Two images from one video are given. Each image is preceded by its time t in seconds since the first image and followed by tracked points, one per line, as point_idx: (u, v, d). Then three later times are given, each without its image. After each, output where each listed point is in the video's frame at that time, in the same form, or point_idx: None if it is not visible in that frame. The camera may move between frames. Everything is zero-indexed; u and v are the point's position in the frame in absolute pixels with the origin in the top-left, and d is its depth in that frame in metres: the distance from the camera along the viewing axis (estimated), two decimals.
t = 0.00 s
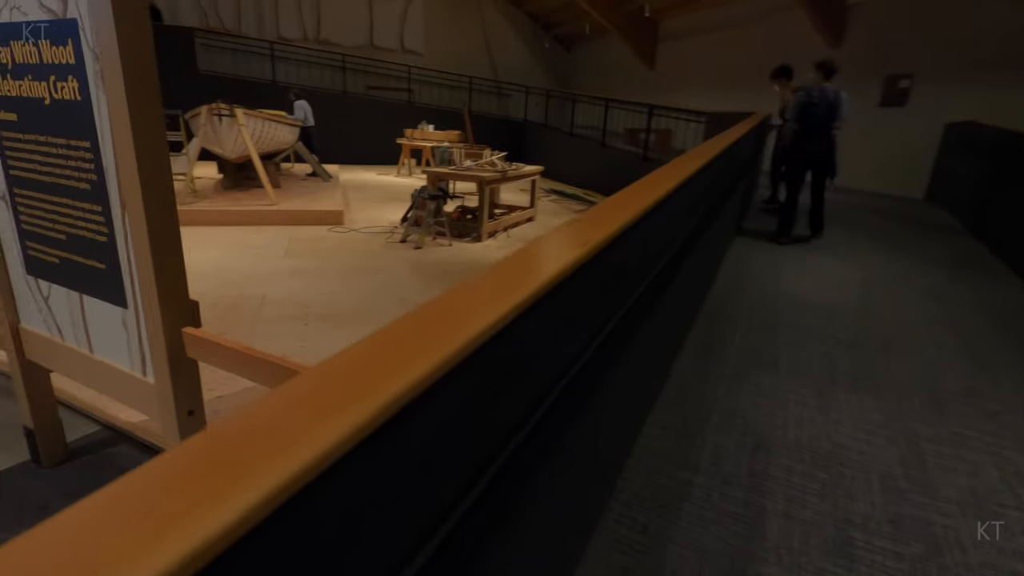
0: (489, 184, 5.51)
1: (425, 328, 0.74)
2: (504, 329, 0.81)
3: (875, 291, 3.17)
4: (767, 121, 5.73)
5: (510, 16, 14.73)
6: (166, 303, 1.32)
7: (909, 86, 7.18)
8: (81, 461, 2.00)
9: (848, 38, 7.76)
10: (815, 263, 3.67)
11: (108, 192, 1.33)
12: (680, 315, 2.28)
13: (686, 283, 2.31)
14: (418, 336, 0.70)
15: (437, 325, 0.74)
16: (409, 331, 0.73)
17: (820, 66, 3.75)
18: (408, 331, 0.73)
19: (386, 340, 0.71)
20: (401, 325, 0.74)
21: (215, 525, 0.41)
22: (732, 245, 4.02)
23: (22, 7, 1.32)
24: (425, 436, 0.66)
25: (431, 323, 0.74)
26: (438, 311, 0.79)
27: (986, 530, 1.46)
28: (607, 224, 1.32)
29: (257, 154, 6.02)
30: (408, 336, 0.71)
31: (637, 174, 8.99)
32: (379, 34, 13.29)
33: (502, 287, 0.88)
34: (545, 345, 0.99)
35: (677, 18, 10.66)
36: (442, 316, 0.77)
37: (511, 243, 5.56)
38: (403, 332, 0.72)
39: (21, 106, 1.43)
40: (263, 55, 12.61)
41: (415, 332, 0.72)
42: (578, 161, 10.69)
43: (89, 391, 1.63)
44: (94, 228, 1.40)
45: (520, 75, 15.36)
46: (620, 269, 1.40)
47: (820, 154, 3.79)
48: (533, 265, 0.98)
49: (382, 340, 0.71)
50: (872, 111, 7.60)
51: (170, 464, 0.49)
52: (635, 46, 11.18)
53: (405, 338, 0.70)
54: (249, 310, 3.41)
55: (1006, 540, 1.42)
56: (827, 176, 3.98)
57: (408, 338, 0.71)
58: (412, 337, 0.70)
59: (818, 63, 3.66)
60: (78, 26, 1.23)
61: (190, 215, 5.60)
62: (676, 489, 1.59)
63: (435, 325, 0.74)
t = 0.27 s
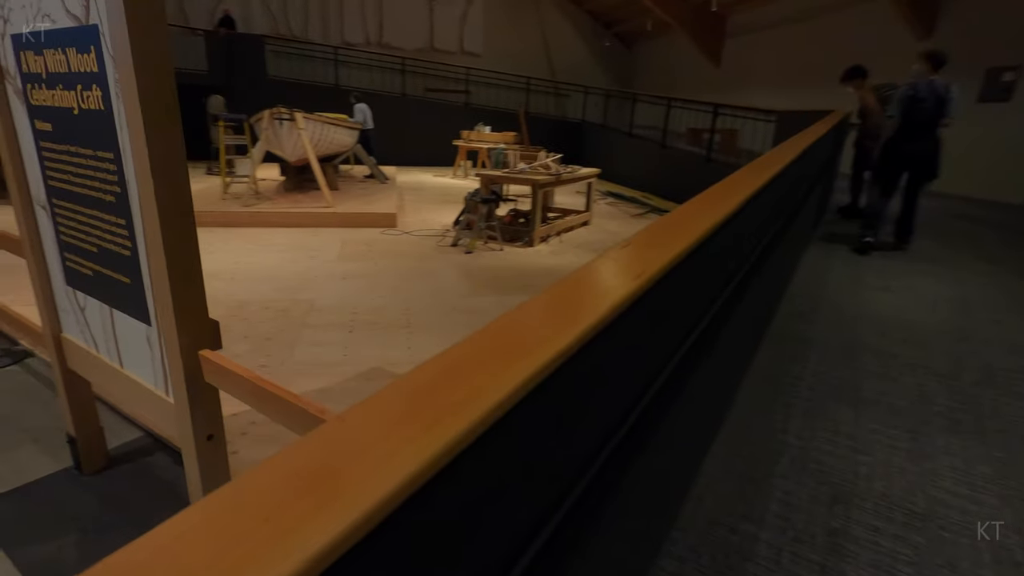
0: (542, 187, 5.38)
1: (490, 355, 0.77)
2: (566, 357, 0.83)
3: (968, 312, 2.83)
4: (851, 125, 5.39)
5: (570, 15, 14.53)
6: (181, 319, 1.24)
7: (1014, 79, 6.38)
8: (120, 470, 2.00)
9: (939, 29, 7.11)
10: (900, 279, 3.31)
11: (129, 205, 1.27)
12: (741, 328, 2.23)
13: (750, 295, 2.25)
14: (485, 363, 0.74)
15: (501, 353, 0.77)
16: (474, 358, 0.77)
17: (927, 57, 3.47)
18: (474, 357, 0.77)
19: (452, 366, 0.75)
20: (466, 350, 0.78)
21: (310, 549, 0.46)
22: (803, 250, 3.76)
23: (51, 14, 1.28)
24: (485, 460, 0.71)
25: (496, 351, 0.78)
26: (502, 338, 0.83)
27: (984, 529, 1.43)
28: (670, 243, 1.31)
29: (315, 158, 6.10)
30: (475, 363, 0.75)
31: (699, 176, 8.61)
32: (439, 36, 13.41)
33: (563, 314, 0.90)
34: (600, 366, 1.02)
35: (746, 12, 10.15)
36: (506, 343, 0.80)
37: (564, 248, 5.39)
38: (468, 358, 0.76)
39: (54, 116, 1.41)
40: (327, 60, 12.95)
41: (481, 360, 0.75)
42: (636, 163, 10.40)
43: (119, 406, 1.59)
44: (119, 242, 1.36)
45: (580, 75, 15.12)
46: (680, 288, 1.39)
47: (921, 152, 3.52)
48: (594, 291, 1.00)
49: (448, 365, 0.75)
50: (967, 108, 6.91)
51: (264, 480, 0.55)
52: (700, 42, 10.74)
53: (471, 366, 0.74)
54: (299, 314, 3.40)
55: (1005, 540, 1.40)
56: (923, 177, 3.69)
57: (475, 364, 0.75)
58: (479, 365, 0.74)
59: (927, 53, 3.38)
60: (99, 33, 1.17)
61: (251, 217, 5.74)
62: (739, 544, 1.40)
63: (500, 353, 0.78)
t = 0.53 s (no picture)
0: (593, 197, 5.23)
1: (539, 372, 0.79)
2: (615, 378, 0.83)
3: None
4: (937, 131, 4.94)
5: (632, 22, 14.28)
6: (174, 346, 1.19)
7: None
8: (138, 478, 1.98)
9: None
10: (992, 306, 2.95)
11: (132, 217, 1.23)
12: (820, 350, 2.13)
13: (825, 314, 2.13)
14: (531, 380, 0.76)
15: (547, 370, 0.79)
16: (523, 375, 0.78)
17: None
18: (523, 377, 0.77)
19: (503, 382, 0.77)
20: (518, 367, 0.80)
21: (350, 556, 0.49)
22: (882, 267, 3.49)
23: (67, 20, 1.25)
24: (534, 477, 0.72)
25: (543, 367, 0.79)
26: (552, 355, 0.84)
27: (984, 529, 1.46)
28: (735, 257, 1.27)
29: (368, 165, 6.16)
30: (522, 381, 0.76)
31: (764, 187, 8.18)
32: (499, 45, 13.47)
33: (613, 329, 0.91)
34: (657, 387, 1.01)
35: (820, 14, 9.60)
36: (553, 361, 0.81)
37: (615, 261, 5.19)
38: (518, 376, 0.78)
39: (75, 123, 1.39)
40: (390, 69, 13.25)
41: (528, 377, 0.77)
42: (697, 172, 10.04)
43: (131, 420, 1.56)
44: (127, 254, 1.32)
45: (641, 81, 14.80)
46: (745, 306, 1.35)
47: None
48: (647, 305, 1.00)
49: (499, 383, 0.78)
50: None
51: (317, 483, 0.60)
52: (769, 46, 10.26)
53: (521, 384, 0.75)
54: (338, 322, 3.38)
55: (1006, 540, 1.43)
56: None
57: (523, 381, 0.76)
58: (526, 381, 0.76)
59: None
60: (102, 39, 1.13)
61: (305, 221, 5.85)
62: None
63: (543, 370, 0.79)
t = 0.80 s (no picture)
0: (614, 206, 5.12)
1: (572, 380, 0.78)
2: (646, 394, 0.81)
3: None
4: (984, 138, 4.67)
5: (664, 25, 14.05)
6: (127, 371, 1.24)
7: None
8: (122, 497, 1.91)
9: None
10: None
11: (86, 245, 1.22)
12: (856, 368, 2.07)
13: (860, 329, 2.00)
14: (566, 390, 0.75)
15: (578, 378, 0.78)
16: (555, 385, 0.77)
17: None
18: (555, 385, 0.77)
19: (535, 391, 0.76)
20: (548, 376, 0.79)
21: (383, 564, 0.48)
22: (923, 284, 3.31)
23: (22, 30, 1.21)
24: (526, 519, 0.66)
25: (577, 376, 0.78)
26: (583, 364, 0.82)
27: (985, 530, 1.47)
28: (768, 268, 1.18)
29: (389, 170, 6.07)
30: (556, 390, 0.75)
31: (797, 196, 7.89)
32: (528, 49, 13.41)
33: (647, 340, 0.89)
34: (690, 400, 0.99)
35: (860, 16, 9.25)
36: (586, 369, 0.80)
37: (636, 273, 5.04)
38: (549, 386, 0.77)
39: (40, 138, 1.36)
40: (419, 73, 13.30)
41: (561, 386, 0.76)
42: (727, 179, 9.79)
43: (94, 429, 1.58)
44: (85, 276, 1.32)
45: (671, 86, 14.55)
46: (780, 322, 1.30)
47: None
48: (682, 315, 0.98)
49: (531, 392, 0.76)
50: None
51: (343, 486, 0.58)
52: (805, 50, 9.93)
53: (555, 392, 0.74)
54: (345, 332, 3.30)
55: (1006, 540, 1.43)
56: None
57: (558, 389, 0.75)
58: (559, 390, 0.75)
59: None
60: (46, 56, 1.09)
61: (324, 226, 5.84)
62: None
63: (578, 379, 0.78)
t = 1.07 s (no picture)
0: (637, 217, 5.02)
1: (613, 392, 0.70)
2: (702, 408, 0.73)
3: None
4: None
5: (694, 32, 13.87)
6: (98, 396, 1.23)
7: None
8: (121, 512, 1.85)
9: None
10: None
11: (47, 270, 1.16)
12: (893, 384, 1.98)
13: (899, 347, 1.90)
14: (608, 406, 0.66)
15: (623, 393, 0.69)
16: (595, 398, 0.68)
17: None
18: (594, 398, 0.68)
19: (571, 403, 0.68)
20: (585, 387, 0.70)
21: None
22: (969, 301, 3.12)
23: None
24: (564, 546, 0.59)
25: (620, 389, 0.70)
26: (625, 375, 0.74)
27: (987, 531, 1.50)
28: (827, 274, 1.08)
29: (411, 179, 6.06)
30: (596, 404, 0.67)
31: (831, 206, 7.62)
32: (555, 58, 13.38)
33: (694, 349, 0.80)
34: (734, 418, 0.90)
35: (899, 18, 8.93)
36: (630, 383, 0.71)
37: (659, 285, 4.90)
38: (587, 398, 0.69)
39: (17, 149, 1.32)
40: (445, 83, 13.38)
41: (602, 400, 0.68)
42: (757, 189, 9.55)
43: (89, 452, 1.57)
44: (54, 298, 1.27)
45: (700, 94, 14.32)
46: (833, 333, 1.20)
47: None
48: (736, 320, 0.88)
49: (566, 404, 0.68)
50: None
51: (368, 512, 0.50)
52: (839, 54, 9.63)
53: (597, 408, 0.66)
54: (357, 344, 3.25)
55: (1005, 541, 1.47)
56: None
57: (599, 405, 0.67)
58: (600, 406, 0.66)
59: None
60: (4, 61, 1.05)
61: (345, 235, 5.85)
62: None
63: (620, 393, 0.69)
